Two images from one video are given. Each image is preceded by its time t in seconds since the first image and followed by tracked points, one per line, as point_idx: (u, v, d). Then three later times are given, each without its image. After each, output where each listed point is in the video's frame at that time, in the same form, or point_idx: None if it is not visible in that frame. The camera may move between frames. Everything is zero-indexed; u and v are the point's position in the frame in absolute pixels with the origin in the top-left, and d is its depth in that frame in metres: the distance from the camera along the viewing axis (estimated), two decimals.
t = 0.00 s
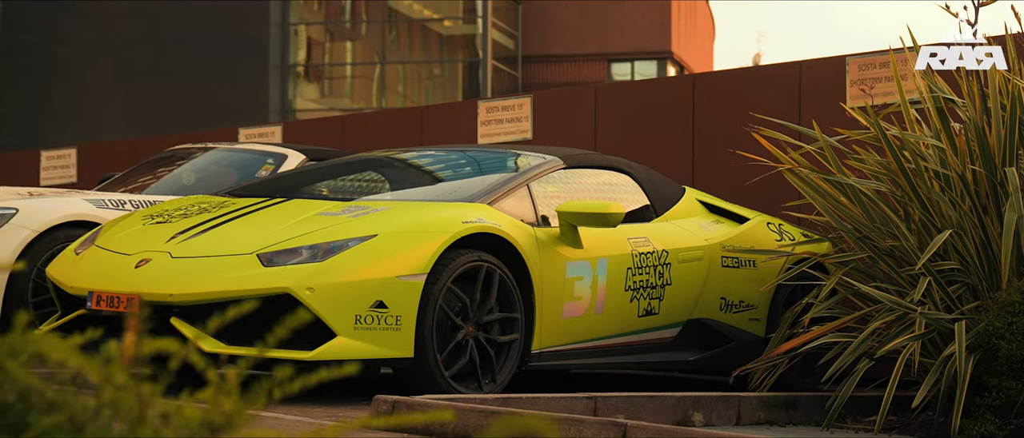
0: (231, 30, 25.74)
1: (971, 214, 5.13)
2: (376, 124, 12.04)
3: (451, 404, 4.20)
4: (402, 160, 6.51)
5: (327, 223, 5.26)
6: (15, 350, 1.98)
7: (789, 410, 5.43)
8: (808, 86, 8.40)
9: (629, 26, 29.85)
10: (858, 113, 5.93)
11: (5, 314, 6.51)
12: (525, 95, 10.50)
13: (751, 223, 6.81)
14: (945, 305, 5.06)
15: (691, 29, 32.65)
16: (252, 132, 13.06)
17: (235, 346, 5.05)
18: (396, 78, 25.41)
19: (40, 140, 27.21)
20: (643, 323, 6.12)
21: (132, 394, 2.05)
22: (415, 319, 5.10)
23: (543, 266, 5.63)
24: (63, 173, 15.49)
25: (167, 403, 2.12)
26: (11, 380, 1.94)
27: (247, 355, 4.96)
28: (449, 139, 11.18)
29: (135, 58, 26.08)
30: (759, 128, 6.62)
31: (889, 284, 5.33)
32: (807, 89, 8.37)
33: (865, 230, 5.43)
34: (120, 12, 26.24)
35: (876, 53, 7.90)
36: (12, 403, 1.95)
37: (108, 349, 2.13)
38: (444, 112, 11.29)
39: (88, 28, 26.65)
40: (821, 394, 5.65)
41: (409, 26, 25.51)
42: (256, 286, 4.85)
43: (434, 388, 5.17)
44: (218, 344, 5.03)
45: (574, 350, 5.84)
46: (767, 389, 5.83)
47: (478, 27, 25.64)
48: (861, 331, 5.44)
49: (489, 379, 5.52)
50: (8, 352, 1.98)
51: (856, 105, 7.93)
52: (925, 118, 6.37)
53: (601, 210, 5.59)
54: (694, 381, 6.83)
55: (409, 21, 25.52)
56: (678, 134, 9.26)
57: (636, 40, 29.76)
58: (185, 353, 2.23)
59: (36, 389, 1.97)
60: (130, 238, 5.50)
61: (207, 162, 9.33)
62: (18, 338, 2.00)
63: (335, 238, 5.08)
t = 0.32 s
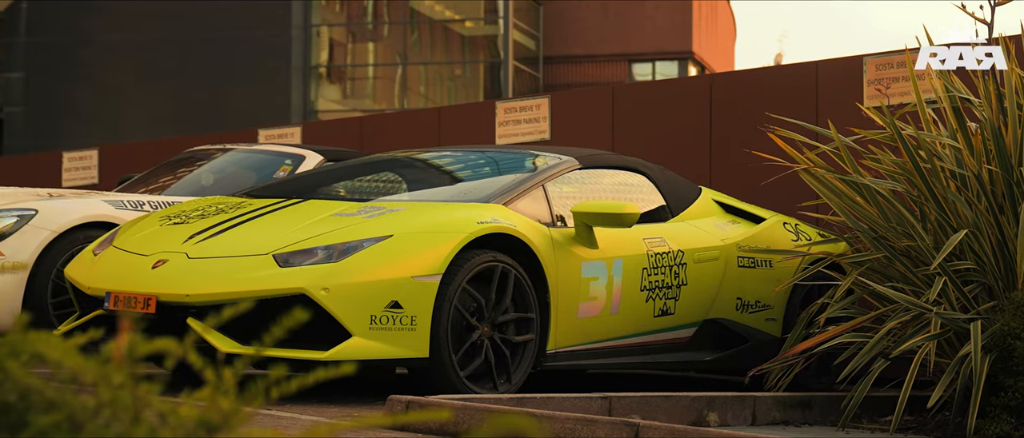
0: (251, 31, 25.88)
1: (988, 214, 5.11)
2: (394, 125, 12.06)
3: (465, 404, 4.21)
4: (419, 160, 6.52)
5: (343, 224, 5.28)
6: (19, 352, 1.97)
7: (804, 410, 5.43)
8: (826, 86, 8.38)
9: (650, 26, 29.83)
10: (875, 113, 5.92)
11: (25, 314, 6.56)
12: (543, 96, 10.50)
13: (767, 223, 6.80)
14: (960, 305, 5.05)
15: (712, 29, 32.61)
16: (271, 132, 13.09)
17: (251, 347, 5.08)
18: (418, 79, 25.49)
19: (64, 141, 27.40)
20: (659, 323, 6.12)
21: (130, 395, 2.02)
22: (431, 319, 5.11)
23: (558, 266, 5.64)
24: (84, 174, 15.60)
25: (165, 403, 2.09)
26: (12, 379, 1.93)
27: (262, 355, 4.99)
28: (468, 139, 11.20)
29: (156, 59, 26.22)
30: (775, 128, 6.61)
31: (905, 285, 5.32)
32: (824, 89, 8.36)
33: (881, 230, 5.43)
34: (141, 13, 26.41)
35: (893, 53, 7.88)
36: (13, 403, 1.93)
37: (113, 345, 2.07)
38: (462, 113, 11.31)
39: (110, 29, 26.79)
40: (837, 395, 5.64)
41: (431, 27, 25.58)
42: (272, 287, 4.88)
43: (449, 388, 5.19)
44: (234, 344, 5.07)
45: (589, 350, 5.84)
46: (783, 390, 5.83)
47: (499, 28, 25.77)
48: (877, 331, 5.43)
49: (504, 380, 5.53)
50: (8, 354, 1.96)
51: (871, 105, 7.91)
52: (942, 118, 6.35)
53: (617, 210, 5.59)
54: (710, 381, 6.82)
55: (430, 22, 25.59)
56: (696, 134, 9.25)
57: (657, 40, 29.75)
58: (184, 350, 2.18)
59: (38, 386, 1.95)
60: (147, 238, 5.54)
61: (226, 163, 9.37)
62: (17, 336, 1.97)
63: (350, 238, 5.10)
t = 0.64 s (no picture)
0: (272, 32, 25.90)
1: (1002, 213, 5.09)
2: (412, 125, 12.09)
3: (476, 403, 4.22)
4: (435, 160, 6.54)
5: (358, 224, 5.29)
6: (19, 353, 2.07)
7: (818, 410, 5.43)
8: (842, 85, 8.36)
9: (670, 26, 29.83)
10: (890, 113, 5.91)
11: (43, 314, 6.62)
12: (560, 96, 10.51)
13: (782, 223, 6.80)
14: (975, 304, 5.03)
15: (732, 28, 32.57)
16: (290, 133, 13.15)
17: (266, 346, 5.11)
18: (439, 79, 25.58)
19: (86, 142, 27.59)
20: (673, 323, 6.12)
21: (121, 393, 2.06)
22: (444, 319, 5.13)
23: (572, 266, 5.65)
24: (106, 175, 15.72)
25: (159, 401, 2.12)
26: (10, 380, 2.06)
27: (277, 354, 5.02)
28: (485, 140, 11.22)
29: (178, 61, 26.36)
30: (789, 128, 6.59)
31: (920, 284, 5.31)
32: (840, 88, 8.33)
33: (896, 230, 5.42)
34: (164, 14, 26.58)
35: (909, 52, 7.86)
36: (12, 401, 2.10)
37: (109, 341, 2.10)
38: (480, 113, 11.34)
39: (135, 31, 26.90)
40: (852, 394, 5.64)
41: (452, 28, 25.69)
42: (286, 287, 4.90)
43: (463, 388, 5.20)
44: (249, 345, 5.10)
45: (604, 350, 5.85)
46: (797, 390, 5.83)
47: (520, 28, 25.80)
48: (891, 331, 5.42)
49: (518, 380, 5.55)
50: (9, 353, 2.09)
51: (886, 105, 7.89)
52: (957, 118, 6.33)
53: (631, 210, 5.59)
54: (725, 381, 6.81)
55: (451, 23, 25.69)
56: (713, 134, 9.24)
57: (677, 40, 29.76)
58: (184, 348, 2.19)
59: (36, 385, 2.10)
60: (163, 239, 5.57)
61: (244, 164, 9.42)
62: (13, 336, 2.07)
63: (364, 239, 5.12)
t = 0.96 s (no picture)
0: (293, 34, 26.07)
1: (1017, 212, 5.09)
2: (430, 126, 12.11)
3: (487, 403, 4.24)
4: (450, 161, 6.55)
5: (371, 224, 5.31)
6: (14, 354, 2.16)
7: (832, 409, 5.43)
8: (858, 85, 8.34)
9: (690, 26, 29.79)
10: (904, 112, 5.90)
11: (61, 314, 6.66)
12: (577, 96, 10.51)
13: (797, 223, 6.78)
14: (989, 304, 5.02)
15: (752, 28, 32.49)
16: (308, 133, 13.17)
17: (279, 346, 5.14)
18: (459, 80, 25.51)
19: (107, 143, 27.72)
20: (687, 323, 6.12)
21: (114, 390, 2.14)
22: (457, 319, 5.14)
23: (586, 266, 5.66)
24: (126, 176, 15.81)
25: (152, 401, 2.19)
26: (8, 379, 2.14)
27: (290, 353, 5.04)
28: (501, 140, 11.23)
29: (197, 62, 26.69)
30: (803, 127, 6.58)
31: (934, 284, 5.30)
32: (856, 88, 8.31)
33: (910, 230, 5.42)
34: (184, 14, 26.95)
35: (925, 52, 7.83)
36: (10, 399, 2.19)
37: (107, 341, 2.19)
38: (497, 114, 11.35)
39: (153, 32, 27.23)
40: (866, 394, 5.64)
41: (473, 28, 25.62)
42: (299, 286, 4.93)
43: (477, 388, 5.22)
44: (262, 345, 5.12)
45: (617, 349, 5.85)
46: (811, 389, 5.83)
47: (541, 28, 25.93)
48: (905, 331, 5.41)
49: (531, 379, 5.56)
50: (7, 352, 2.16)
51: (900, 105, 7.85)
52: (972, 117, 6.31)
53: (644, 210, 5.59)
54: (740, 381, 6.81)
55: (472, 24, 25.62)
56: (729, 134, 9.23)
57: (696, 40, 29.74)
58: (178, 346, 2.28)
59: (34, 385, 2.16)
60: (179, 239, 5.61)
61: (261, 165, 9.45)
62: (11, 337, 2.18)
63: (378, 239, 5.14)
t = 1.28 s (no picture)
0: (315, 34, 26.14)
1: None
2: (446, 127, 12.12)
3: (499, 402, 4.25)
4: (464, 161, 6.57)
5: (385, 224, 5.33)
6: (10, 352, 2.26)
7: (845, 409, 5.44)
8: (873, 85, 8.32)
9: (710, 26, 29.78)
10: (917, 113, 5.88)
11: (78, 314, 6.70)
12: (592, 97, 10.51)
13: (810, 223, 6.77)
14: (1002, 303, 5.02)
15: (771, 28, 32.43)
16: (326, 134, 13.17)
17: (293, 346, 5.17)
18: (480, 81, 25.64)
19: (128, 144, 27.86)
20: (700, 323, 6.12)
21: (106, 389, 2.21)
22: (470, 319, 5.16)
23: (599, 266, 5.67)
24: (145, 177, 15.86)
25: (145, 399, 2.25)
26: (4, 378, 2.21)
27: (303, 353, 5.07)
28: (518, 140, 11.24)
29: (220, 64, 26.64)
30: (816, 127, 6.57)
31: (947, 284, 5.30)
32: (871, 87, 8.30)
33: (924, 230, 5.42)
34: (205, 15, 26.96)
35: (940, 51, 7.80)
36: (7, 397, 2.23)
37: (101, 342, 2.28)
38: (514, 114, 11.36)
39: (175, 34, 27.25)
40: (880, 393, 5.63)
41: (494, 29, 25.81)
42: (312, 286, 4.96)
43: (490, 388, 5.24)
44: (276, 345, 5.15)
45: (630, 349, 5.86)
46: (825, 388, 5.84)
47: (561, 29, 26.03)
48: (918, 331, 5.40)
49: (544, 379, 5.57)
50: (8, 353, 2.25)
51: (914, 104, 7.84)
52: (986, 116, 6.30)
53: (657, 210, 5.60)
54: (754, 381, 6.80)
55: (493, 24, 25.79)
56: (745, 134, 9.22)
57: (716, 40, 29.75)
58: (171, 345, 2.35)
59: (28, 383, 2.23)
60: (194, 239, 5.64)
61: (277, 165, 9.49)
62: (10, 337, 2.28)
63: (391, 239, 5.16)
